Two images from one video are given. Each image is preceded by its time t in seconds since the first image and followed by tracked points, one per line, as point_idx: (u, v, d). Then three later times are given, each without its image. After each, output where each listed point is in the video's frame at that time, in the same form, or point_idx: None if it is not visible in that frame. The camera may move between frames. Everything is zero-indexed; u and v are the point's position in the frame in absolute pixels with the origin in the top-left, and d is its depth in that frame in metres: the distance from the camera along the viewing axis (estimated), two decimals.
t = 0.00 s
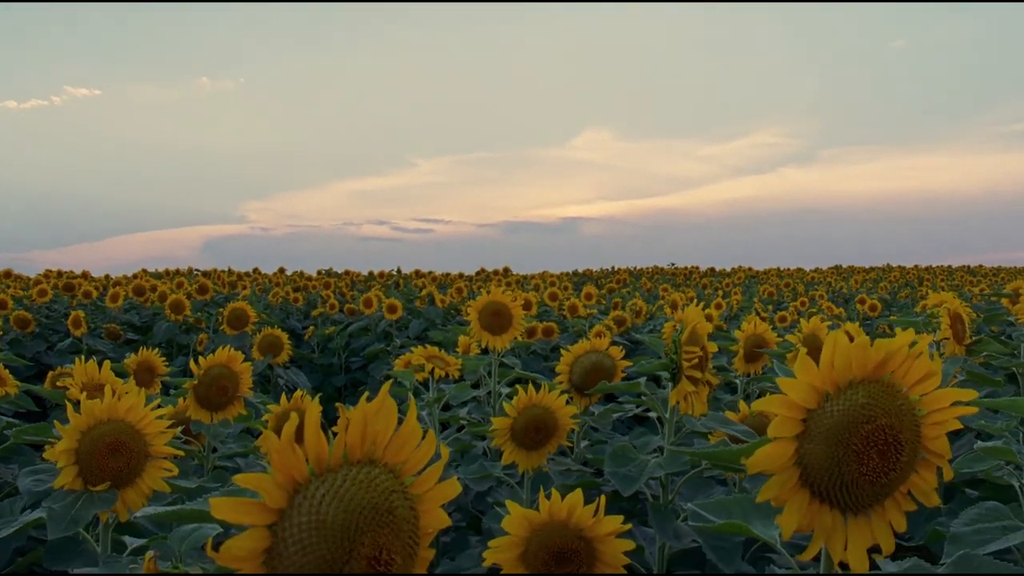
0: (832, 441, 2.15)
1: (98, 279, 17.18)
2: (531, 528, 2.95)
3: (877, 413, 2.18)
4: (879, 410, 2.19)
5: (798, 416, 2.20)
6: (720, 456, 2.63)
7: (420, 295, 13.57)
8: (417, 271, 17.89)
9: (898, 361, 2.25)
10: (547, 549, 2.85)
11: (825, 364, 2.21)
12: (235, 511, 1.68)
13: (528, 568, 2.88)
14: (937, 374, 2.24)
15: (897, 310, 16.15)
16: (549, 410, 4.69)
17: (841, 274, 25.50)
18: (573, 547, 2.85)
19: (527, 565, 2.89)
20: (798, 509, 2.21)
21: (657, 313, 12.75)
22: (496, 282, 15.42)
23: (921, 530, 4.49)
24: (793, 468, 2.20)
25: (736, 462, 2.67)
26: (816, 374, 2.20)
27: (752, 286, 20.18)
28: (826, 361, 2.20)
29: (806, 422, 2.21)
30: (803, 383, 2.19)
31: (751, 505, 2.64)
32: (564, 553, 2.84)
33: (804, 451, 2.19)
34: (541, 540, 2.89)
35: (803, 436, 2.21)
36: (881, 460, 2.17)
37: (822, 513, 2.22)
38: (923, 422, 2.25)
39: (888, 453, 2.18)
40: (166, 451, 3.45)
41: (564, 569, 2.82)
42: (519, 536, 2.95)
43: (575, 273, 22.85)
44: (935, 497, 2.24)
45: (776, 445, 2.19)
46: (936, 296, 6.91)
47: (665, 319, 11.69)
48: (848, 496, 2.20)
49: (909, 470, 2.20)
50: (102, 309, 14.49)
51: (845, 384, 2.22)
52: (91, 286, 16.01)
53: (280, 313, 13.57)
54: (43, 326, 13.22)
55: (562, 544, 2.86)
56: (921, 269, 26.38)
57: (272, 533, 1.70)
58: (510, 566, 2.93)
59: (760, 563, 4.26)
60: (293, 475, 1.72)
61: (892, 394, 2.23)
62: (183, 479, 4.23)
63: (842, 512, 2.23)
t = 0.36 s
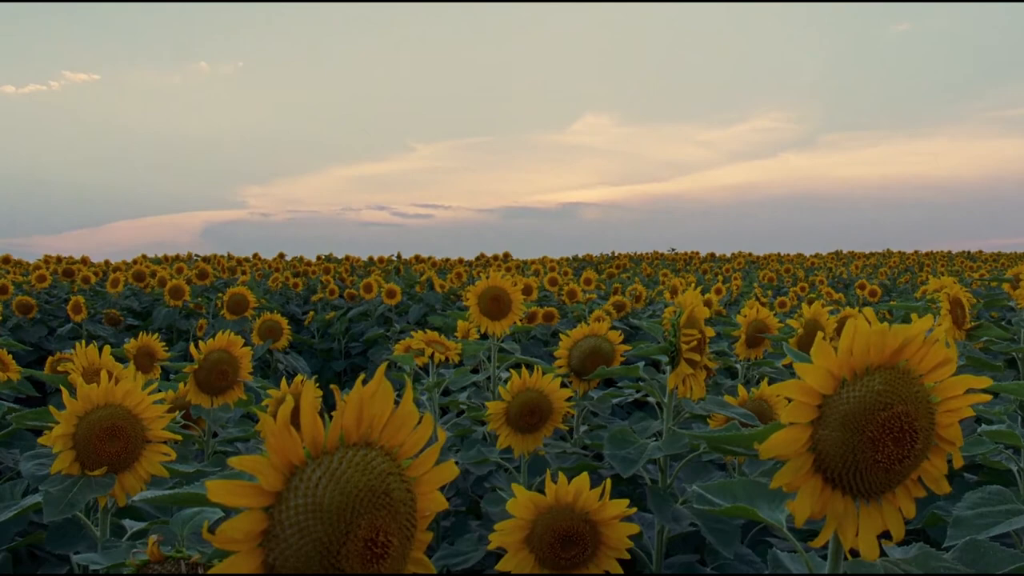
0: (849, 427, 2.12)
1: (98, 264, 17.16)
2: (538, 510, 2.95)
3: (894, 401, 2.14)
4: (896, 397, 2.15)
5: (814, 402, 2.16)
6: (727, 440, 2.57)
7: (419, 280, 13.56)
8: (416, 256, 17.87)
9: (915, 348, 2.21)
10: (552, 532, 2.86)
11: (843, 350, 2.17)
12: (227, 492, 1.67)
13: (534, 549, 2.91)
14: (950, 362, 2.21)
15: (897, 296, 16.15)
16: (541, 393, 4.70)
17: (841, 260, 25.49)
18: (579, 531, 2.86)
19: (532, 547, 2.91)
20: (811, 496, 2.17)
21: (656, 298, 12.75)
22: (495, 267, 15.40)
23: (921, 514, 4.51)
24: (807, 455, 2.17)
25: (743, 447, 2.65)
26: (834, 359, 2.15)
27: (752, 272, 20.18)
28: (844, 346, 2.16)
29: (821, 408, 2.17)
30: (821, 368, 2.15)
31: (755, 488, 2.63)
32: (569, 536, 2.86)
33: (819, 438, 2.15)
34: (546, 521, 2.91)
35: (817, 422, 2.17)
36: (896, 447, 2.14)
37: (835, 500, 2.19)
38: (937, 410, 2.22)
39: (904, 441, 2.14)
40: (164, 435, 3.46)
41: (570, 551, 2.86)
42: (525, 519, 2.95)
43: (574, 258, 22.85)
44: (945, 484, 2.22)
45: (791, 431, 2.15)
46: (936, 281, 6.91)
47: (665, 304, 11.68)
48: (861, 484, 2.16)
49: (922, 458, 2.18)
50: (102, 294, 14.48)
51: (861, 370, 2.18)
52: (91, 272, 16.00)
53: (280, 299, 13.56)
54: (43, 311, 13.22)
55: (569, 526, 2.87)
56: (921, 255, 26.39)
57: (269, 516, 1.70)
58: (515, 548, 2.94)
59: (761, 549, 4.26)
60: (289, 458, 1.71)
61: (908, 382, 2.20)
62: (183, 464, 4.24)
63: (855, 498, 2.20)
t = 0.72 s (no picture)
0: (848, 405, 2.12)
1: (97, 247, 17.14)
2: (543, 489, 2.95)
3: (893, 379, 2.14)
4: (895, 375, 2.15)
5: (814, 380, 2.16)
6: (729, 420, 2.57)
7: (419, 263, 13.54)
8: (416, 238, 17.85)
9: (914, 328, 2.21)
10: (557, 511, 2.87)
11: (843, 328, 2.16)
12: (224, 473, 1.66)
13: (539, 528, 2.92)
14: (949, 342, 2.21)
15: (897, 278, 16.14)
16: (543, 374, 4.71)
17: (841, 242, 25.46)
18: (584, 511, 2.88)
19: (537, 526, 2.92)
20: (809, 474, 2.18)
21: (656, 281, 12.73)
22: (495, 250, 15.38)
23: (919, 496, 4.52)
24: (806, 433, 2.17)
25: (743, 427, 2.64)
26: (834, 338, 2.15)
27: (752, 255, 20.15)
28: (844, 324, 2.16)
29: (821, 386, 2.17)
30: (821, 346, 2.15)
31: (756, 469, 2.64)
32: (575, 516, 2.87)
33: (819, 416, 2.15)
34: (552, 500, 2.91)
35: (817, 401, 2.17)
36: (895, 426, 2.14)
37: (833, 478, 2.19)
38: (935, 389, 2.22)
39: (903, 420, 2.14)
40: (164, 416, 3.46)
41: (576, 531, 2.88)
42: (531, 498, 2.95)
43: (574, 240, 22.81)
44: (943, 464, 2.22)
45: (791, 410, 2.15)
46: (935, 263, 6.91)
47: (664, 286, 11.67)
48: (860, 462, 2.16)
49: (920, 436, 2.18)
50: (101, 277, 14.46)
51: (860, 349, 2.18)
52: (90, 254, 15.98)
53: (279, 281, 13.55)
54: (42, 294, 13.20)
55: (574, 507, 2.88)
56: (920, 237, 26.36)
57: (266, 495, 1.70)
58: (520, 528, 2.94)
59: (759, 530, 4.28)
60: (286, 438, 1.71)
61: (907, 360, 2.20)
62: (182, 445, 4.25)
63: (853, 477, 2.20)
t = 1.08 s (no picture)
0: (834, 386, 2.11)
1: (96, 232, 17.11)
2: (535, 474, 2.97)
3: (879, 358, 2.13)
4: (880, 355, 2.14)
5: (800, 361, 2.16)
6: (721, 404, 2.57)
7: (419, 247, 13.52)
8: (416, 222, 17.81)
9: (900, 307, 2.20)
10: (548, 496, 2.88)
11: (827, 309, 2.16)
12: (227, 456, 1.65)
13: (531, 513, 2.92)
14: (937, 321, 2.19)
15: (897, 263, 16.12)
16: (547, 358, 4.68)
17: (841, 227, 25.44)
18: (575, 495, 2.88)
19: (529, 510, 2.93)
20: (798, 455, 2.17)
21: (656, 265, 12.71)
22: (495, 233, 15.35)
23: (917, 478, 4.53)
24: (794, 414, 2.17)
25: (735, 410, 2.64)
26: (819, 319, 2.14)
27: (751, 239, 20.13)
28: (828, 305, 2.15)
29: (807, 368, 2.16)
30: (805, 327, 2.14)
31: (751, 453, 2.64)
32: (566, 500, 2.87)
33: (806, 397, 2.15)
34: (544, 485, 2.93)
35: (803, 381, 2.16)
36: (883, 405, 2.13)
37: (822, 459, 2.19)
38: (923, 368, 2.21)
39: (890, 399, 2.13)
40: (164, 400, 3.46)
41: (567, 516, 2.87)
42: (522, 483, 2.97)
43: (574, 224, 22.77)
44: (933, 443, 2.20)
45: (778, 391, 2.14)
46: (936, 247, 6.90)
47: (664, 270, 11.66)
48: (849, 442, 2.15)
49: (909, 416, 2.16)
50: (100, 261, 14.44)
51: (846, 329, 2.17)
52: (89, 238, 15.94)
53: (279, 266, 13.52)
54: (41, 278, 13.18)
55: (565, 490, 2.89)
56: (920, 221, 26.34)
57: (269, 479, 1.69)
58: (513, 511, 2.94)
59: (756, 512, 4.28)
60: (289, 421, 1.70)
61: (893, 339, 2.18)
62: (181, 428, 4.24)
63: (844, 458, 2.19)
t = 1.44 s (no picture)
0: (838, 373, 2.10)
1: (96, 218, 17.10)
2: (532, 460, 2.94)
3: (884, 346, 2.12)
4: (885, 343, 2.13)
5: (803, 349, 2.15)
6: (721, 390, 2.56)
7: (419, 233, 13.50)
8: (416, 209, 17.79)
9: (906, 294, 2.18)
10: (546, 482, 2.87)
11: (832, 296, 2.14)
12: (221, 440, 1.64)
13: (529, 498, 2.91)
14: (944, 309, 2.18)
15: (898, 249, 16.09)
16: (543, 343, 4.68)
17: (841, 213, 25.41)
18: (573, 480, 2.88)
19: (527, 496, 2.91)
20: (801, 442, 2.17)
21: (656, 251, 12.69)
22: (495, 220, 15.32)
23: (917, 464, 4.52)
24: (797, 402, 2.16)
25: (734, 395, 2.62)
26: (823, 306, 2.13)
27: (752, 225, 20.10)
28: (834, 292, 2.14)
29: (811, 355, 2.15)
30: (810, 314, 2.13)
31: (753, 439, 2.62)
32: (564, 486, 2.87)
33: (809, 384, 2.14)
34: (541, 470, 2.91)
35: (807, 368, 2.15)
36: (887, 394, 2.12)
37: (825, 446, 2.18)
38: (929, 355, 2.20)
39: (894, 387, 2.12)
40: (161, 386, 3.45)
41: (565, 501, 2.88)
42: (519, 468, 2.95)
43: (574, 211, 22.74)
44: (938, 431, 2.20)
45: (781, 378, 2.14)
46: (937, 233, 6.87)
47: (664, 256, 11.64)
48: (853, 430, 2.15)
49: (914, 404, 2.16)
50: (100, 248, 14.43)
51: (851, 317, 2.16)
52: (89, 225, 15.94)
53: (279, 252, 13.52)
54: (42, 265, 13.18)
55: (563, 476, 2.88)
56: (921, 208, 26.30)
57: (264, 462, 1.68)
58: (510, 497, 2.93)
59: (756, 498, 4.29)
60: (284, 404, 1.69)
61: (899, 327, 2.17)
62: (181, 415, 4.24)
63: (847, 445, 2.18)
